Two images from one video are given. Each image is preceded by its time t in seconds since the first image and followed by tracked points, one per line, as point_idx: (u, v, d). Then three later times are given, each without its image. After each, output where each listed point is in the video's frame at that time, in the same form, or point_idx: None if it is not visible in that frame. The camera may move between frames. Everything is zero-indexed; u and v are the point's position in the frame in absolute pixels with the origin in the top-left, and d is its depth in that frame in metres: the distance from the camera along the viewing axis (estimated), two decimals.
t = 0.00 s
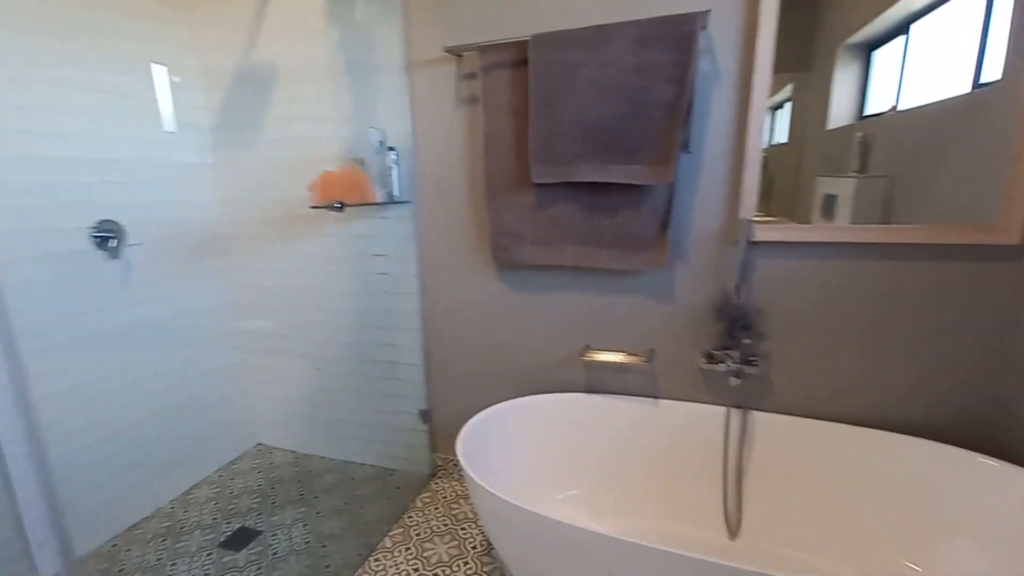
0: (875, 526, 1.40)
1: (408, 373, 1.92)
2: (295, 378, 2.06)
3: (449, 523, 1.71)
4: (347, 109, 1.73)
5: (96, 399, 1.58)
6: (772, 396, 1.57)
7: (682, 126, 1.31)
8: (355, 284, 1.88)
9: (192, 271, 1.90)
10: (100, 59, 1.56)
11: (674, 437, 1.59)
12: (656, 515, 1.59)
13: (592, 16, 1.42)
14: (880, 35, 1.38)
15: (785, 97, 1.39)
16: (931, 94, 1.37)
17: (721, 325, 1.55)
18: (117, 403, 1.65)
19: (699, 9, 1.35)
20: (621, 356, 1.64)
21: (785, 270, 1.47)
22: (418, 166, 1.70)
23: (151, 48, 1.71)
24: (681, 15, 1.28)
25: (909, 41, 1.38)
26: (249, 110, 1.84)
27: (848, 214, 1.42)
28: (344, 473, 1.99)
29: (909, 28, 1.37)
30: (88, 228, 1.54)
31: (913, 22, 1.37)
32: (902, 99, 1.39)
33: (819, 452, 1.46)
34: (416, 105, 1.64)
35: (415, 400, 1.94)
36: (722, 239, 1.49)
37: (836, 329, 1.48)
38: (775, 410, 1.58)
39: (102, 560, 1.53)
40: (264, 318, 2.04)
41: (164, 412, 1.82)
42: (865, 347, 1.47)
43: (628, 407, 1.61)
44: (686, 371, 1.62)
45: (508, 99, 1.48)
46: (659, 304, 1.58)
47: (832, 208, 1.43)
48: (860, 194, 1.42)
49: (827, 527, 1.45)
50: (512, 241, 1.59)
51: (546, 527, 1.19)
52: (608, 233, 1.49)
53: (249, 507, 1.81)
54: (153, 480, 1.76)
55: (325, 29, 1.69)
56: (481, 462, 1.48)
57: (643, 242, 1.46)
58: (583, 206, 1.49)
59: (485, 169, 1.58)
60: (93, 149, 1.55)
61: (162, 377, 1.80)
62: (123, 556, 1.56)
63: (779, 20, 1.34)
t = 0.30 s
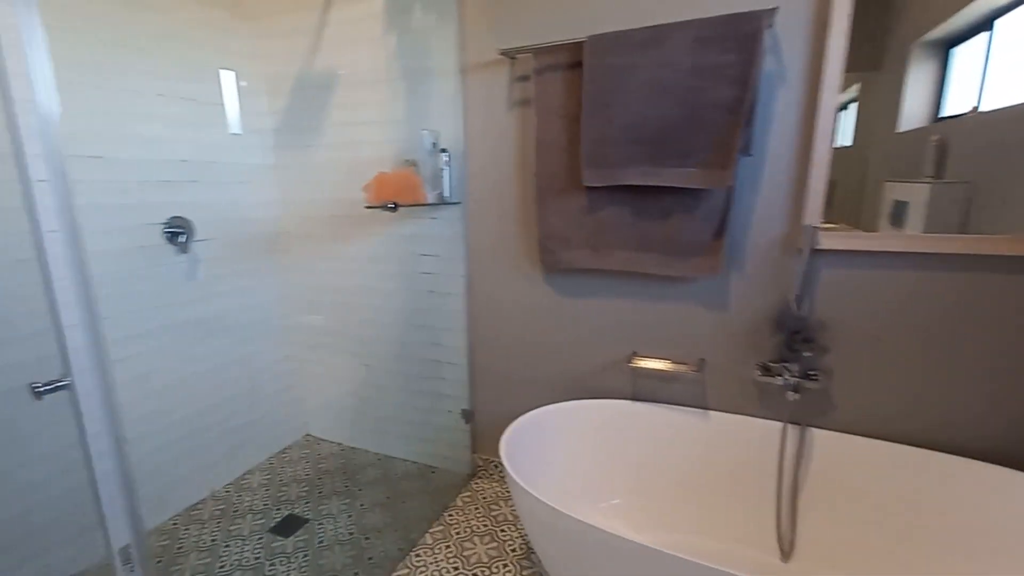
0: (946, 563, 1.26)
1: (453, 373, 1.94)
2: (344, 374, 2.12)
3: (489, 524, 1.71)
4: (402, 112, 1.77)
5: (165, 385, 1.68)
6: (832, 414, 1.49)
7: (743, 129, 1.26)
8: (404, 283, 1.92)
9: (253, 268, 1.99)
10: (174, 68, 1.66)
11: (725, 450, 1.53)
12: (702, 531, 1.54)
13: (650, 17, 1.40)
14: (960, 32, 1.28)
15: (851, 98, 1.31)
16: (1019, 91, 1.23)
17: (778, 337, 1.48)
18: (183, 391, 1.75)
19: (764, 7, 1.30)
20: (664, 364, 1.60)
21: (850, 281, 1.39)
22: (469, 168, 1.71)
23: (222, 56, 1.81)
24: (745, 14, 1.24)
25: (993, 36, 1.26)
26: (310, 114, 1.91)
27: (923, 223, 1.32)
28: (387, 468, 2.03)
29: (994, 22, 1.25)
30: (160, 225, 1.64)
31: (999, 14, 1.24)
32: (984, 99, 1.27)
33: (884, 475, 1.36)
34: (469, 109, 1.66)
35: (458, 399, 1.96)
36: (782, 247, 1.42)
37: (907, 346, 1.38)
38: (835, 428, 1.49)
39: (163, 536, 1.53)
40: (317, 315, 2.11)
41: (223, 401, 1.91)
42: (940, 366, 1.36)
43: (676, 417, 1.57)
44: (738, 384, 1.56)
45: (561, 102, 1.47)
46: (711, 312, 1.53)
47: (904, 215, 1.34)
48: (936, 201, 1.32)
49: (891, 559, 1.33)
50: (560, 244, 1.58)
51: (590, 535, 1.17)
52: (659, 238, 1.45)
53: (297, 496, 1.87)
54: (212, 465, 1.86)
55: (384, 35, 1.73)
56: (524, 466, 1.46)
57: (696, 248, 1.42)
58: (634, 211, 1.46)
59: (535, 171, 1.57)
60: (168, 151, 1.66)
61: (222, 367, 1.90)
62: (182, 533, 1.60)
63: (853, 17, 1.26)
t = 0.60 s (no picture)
0: None
1: (487, 376, 1.94)
2: (381, 374, 2.16)
3: (520, 530, 1.70)
4: (442, 117, 1.79)
5: (213, 380, 1.75)
6: (884, 430, 1.42)
7: (792, 132, 1.22)
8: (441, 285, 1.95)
9: (297, 268, 2.06)
10: (226, 76, 1.73)
11: (767, 464, 1.47)
12: (742, 549, 1.47)
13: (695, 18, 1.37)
14: None
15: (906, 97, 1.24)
16: None
17: (826, 348, 1.42)
18: (228, 386, 1.81)
19: (816, 5, 1.25)
20: (703, 373, 1.56)
21: (906, 291, 1.32)
22: (507, 172, 1.72)
23: (270, 65, 1.88)
24: (798, 13, 1.20)
25: None
26: (353, 120, 1.96)
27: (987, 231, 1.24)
28: (421, 468, 2.05)
29: None
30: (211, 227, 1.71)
31: None
32: None
33: (936, 496, 1.29)
34: (508, 112, 1.67)
35: (492, 402, 1.97)
36: (832, 254, 1.36)
37: (969, 361, 1.30)
38: (887, 446, 1.42)
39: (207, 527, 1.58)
40: (356, 315, 2.16)
41: (265, 398, 1.97)
42: (1007, 383, 1.27)
43: (716, 427, 1.52)
44: (782, 396, 1.50)
45: (602, 105, 1.46)
46: (754, 321, 1.48)
47: (964, 222, 1.26)
48: (1002, 207, 1.23)
49: None
50: (597, 248, 1.56)
51: (624, 545, 1.15)
52: (702, 243, 1.41)
53: (333, 492, 1.91)
54: (254, 459, 1.92)
55: (425, 41, 1.76)
56: (558, 472, 1.45)
57: (740, 253, 1.38)
58: (675, 215, 1.43)
59: (574, 175, 1.56)
60: (219, 156, 1.73)
61: (265, 364, 1.96)
62: (224, 524, 1.66)
63: (914, 13, 1.20)
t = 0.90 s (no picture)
0: None
1: (524, 379, 1.94)
2: (418, 374, 2.18)
3: (555, 535, 1.69)
4: (484, 121, 1.81)
5: (259, 376, 1.81)
6: (945, 448, 1.34)
7: (849, 134, 1.17)
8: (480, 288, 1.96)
9: (340, 269, 2.11)
10: (276, 81, 1.79)
11: (815, 480, 1.42)
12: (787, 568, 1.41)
13: (745, 18, 1.34)
14: None
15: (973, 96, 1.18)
16: None
17: (881, 360, 1.36)
18: (274, 382, 1.87)
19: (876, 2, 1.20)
20: (744, 382, 1.52)
21: (972, 302, 1.24)
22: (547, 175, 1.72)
23: (318, 70, 1.93)
24: (857, 11, 1.15)
25: None
26: (396, 124, 1.99)
27: None
28: (456, 469, 2.07)
29: None
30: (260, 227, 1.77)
31: None
32: None
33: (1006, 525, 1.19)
34: (551, 116, 1.67)
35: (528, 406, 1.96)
36: (889, 262, 1.30)
37: None
38: (949, 465, 1.34)
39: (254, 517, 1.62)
40: (395, 316, 2.19)
41: (307, 394, 2.03)
42: None
43: (761, 439, 1.48)
44: (832, 408, 1.44)
45: (647, 108, 1.44)
46: (804, 330, 1.43)
47: None
48: None
49: None
50: (639, 253, 1.54)
51: (663, 556, 1.13)
52: (748, 248, 1.37)
53: (370, 489, 1.95)
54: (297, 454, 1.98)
55: (469, 45, 1.77)
56: (596, 478, 1.43)
57: (789, 260, 1.33)
58: (720, 220, 1.40)
59: (616, 178, 1.55)
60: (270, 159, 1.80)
61: (308, 361, 2.02)
62: (267, 516, 1.71)
63: (985, 8, 1.14)
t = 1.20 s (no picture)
0: None
1: (564, 383, 1.93)
2: (458, 375, 2.20)
3: (595, 542, 1.67)
4: (528, 124, 1.81)
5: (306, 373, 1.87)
6: (1020, 469, 1.25)
7: (918, 135, 1.11)
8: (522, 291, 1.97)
9: (383, 270, 2.15)
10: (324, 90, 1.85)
11: (874, 497, 1.35)
12: None
13: (803, 16, 1.29)
14: None
15: None
16: None
17: (948, 373, 1.28)
18: (319, 379, 1.93)
19: None
20: (796, 393, 1.46)
21: None
22: (592, 178, 1.71)
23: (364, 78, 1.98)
24: (928, 5, 1.09)
25: None
26: (440, 129, 2.03)
27: None
28: (493, 471, 2.08)
29: None
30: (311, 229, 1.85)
31: None
32: None
33: None
34: (596, 119, 1.66)
35: (567, 409, 1.95)
36: (960, 269, 1.23)
37: None
38: None
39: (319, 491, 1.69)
40: (436, 317, 2.22)
41: (350, 392, 2.08)
42: None
43: (814, 452, 1.42)
44: (893, 423, 1.37)
45: (697, 110, 1.42)
46: (863, 340, 1.37)
47: None
48: None
49: None
50: (685, 257, 1.51)
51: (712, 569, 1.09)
52: (803, 254, 1.32)
53: (410, 487, 1.98)
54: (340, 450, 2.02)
55: (514, 50, 1.79)
56: (638, 486, 1.41)
57: (848, 266, 1.28)
58: (774, 224, 1.35)
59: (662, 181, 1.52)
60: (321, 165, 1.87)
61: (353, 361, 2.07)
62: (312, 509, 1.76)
63: None
